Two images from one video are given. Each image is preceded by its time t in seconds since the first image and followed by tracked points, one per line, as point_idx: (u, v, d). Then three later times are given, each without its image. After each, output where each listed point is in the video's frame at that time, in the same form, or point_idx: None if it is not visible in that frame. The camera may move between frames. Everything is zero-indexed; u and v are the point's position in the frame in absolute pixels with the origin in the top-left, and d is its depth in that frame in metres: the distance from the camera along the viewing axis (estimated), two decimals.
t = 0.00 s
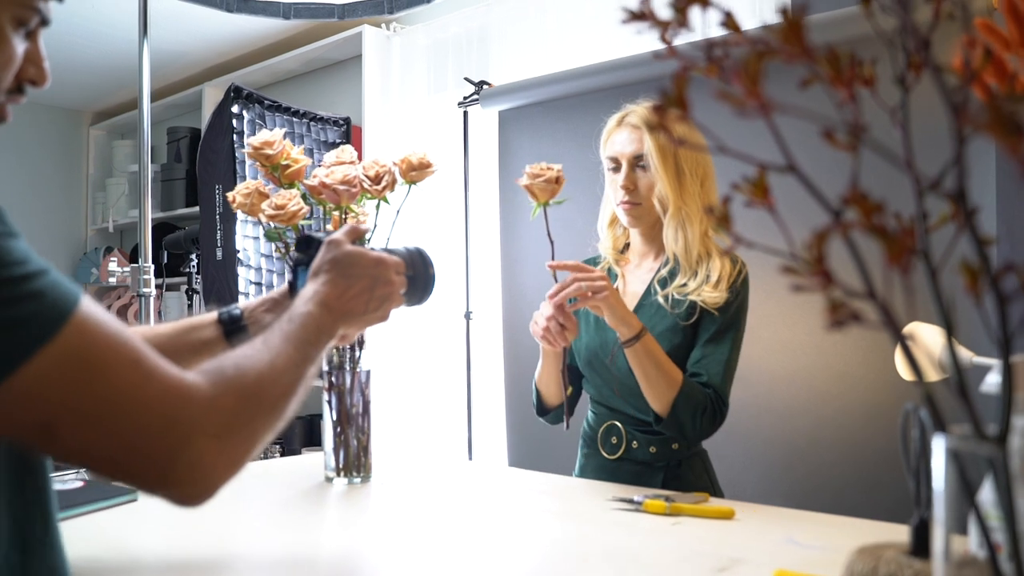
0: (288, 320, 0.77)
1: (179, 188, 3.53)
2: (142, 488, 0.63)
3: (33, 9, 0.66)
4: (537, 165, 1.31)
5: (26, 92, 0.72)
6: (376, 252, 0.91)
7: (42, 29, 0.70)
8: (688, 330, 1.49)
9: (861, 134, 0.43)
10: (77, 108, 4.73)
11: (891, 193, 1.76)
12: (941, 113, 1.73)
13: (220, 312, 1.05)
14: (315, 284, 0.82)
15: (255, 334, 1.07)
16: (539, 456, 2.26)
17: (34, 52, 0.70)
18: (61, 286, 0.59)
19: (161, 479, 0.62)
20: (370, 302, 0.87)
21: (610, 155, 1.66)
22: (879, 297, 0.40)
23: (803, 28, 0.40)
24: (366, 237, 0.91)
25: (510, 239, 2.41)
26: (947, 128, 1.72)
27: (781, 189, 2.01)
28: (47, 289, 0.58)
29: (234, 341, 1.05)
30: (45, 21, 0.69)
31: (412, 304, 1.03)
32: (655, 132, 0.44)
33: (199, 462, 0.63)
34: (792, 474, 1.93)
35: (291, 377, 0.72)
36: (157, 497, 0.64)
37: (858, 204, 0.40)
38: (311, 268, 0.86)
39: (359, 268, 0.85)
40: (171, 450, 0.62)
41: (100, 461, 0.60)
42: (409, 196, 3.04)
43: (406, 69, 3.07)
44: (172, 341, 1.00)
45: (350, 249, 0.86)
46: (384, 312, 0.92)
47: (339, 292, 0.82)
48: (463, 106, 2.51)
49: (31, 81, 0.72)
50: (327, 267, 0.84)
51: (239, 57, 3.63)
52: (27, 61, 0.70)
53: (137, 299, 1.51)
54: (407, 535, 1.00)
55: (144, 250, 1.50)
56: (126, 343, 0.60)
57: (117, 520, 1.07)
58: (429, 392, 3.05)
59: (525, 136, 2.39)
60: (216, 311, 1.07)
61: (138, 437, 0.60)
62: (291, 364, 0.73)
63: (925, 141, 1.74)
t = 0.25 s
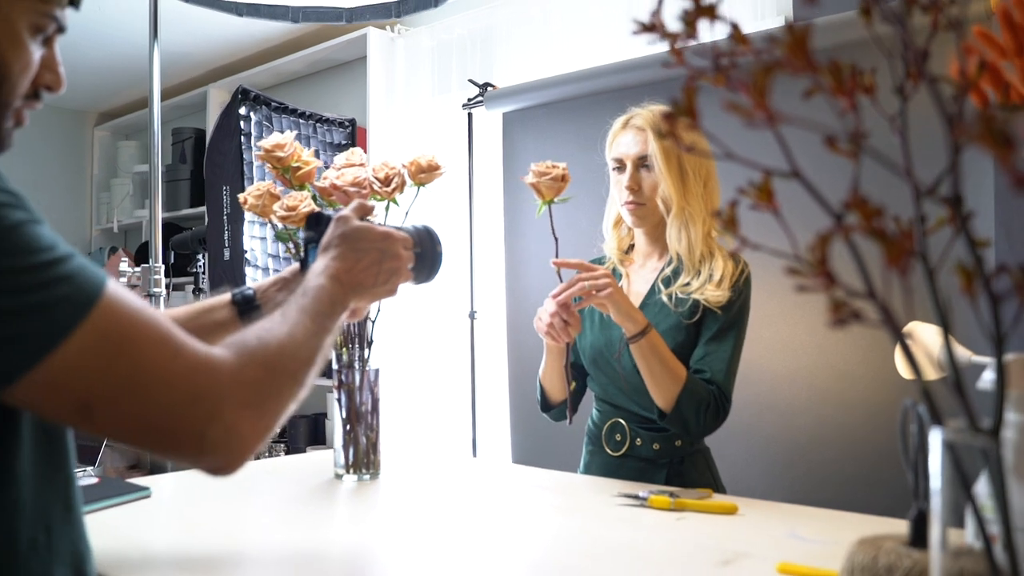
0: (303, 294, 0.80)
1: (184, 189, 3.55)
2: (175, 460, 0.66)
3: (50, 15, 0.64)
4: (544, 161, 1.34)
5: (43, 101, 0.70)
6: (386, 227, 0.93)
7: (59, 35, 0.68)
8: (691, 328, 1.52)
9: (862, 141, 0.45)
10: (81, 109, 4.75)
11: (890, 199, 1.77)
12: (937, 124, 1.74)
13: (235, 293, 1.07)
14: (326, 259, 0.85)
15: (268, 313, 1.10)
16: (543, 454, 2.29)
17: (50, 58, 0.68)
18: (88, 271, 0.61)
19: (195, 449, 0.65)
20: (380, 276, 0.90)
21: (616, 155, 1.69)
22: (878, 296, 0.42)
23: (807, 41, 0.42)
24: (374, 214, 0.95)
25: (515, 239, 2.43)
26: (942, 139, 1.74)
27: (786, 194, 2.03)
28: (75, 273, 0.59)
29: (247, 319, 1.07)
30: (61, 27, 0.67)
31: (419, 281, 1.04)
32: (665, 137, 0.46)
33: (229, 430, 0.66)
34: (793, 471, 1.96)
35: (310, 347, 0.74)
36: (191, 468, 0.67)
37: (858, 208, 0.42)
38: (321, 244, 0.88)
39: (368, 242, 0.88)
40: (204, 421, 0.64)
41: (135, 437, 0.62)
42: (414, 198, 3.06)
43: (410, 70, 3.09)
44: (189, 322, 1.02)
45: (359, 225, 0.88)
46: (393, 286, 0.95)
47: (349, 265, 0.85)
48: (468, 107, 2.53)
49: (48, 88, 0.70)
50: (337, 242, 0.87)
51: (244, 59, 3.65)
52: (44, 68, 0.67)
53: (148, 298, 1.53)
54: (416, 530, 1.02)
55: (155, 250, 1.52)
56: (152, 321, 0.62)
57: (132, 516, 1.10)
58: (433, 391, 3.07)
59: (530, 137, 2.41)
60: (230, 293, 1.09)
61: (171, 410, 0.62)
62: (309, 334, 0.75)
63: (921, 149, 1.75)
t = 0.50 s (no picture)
0: (314, 308, 0.82)
1: (189, 190, 3.58)
2: (194, 463, 0.68)
3: (74, 29, 0.66)
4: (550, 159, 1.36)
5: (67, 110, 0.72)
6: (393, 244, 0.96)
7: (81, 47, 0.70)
8: (694, 326, 1.53)
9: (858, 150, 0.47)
10: (86, 110, 4.77)
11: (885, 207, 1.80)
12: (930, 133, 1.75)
13: (243, 306, 1.10)
14: (335, 273, 0.87)
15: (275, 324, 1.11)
16: (546, 453, 2.31)
17: (75, 69, 0.70)
18: (117, 278, 0.63)
19: (213, 453, 0.67)
20: (386, 292, 0.92)
21: (620, 159, 1.72)
22: (873, 298, 0.44)
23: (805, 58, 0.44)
24: (381, 231, 0.97)
25: (518, 241, 2.46)
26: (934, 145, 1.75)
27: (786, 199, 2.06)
28: (105, 279, 0.62)
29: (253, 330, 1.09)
30: (83, 40, 0.69)
31: (422, 298, 1.06)
32: (671, 149, 0.49)
33: (247, 436, 0.68)
34: (793, 469, 1.98)
35: (323, 357, 0.77)
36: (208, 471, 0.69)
37: (854, 215, 0.45)
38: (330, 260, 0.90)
39: (376, 259, 0.90)
40: (223, 425, 0.66)
41: (157, 440, 0.64)
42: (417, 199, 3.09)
43: (414, 73, 3.12)
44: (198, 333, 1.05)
45: (367, 241, 0.90)
46: (399, 302, 0.97)
47: (358, 281, 0.87)
48: (472, 109, 2.55)
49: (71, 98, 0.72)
50: (345, 259, 0.89)
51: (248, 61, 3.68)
52: (68, 79, 0.70)
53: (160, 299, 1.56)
54: (425, 524, 1.05)
55: (166, 251, 1.54)
56: (176, 328, 0.65)
57: (146, 511, 1.12)
58: (436, 391, 3.10)
59: (533, 140, 2.44)
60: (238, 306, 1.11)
61: (193, 414, 0.65)
62: (322, 346, 0.78)
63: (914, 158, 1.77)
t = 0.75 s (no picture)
0: (323, 306, 0.86)
1: (193, 191, 3.61)
2: (212, 453, 0.71)
3: (96, 42, 0.71)
4: (550, 164, 1.39)
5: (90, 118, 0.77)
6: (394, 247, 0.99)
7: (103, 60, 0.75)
8: (692, 326, 1.56)
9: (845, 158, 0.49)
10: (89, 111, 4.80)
11: (869, 213, 1.84)
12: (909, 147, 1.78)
13: (250, 307, 1.12)
14: (342, 274, 0.90)
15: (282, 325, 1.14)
16: (547, 451, 2.34)
17: (96, 82, 0.75)
18: (140, 280, 0.66)
19: (231, 444, 0.70)
20: (390, 292, 0.96)
21: (620, 162, 1.73)
22: (858, 298, 0.47)
23: (794, 72, 0.46)
24: (385, 235, 1.00)
25: (520, 242, 2.48)
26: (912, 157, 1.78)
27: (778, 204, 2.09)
28: (130, 279, 0.65)
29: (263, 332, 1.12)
30: (106, 53, 0.74)
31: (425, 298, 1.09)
32: (668, 155, 0.51)
33: (263, 427, 0.71)
34: (791, 466, 2.01)
35: (333, 354, 0.80)
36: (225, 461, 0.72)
37: (841, 221, 0.47)
38: (336, 262, 0.94)
39: (380, 261, 0.94)
40: (242, 418, 0.69)
41: (179, 431, 0.67)
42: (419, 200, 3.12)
43: (416, 75, 3.14)
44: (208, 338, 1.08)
45: (372, 244, 0.94)
46: (400, 304, 1.00)
47: (364, 280, 0.91)
48: (473, 111, 2.58)
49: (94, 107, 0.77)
50: (351, 259, 0.92)
51: (252, 62, 3.71)
52: (91, 90, 0.74)
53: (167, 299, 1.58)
54: (429, 518, 1.08)
55: (172, 252, 1.56)
56: (198, 326, 0.67)
57: (157, 507, 1.15)
58: (438, 390, 3.12)
59: (534, 141, 2.46)
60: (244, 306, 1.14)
61: (214, 406, 0.68)
62: (332, 343, 0.81)
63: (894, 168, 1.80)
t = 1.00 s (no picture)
0: (325, 300, 0.88)
1: (196, 192, 3.63)
2: (224, 443, 0.74)
3: (108, 50, 0.76)
4: (546, 173, 1.41)
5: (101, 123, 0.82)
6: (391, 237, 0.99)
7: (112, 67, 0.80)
8: (692, 326, 1.59)
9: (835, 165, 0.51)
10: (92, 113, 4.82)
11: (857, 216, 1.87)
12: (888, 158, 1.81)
13: (253, 300, 1.15)
14: (341, 267, 0.93)
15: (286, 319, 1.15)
16: (548, 450, 2.36)
17: (107, 88, 0.80)
18: (155, 277, 0.69)
19: (243, 433, 0.73)
20: (390, 281, 0.96)
21: (619, 164, 1.75)
22: (848, 298, 0.49)
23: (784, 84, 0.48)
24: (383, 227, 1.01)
25: (521, 242, 2.51)
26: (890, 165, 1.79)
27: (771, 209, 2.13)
28: (148, 278, 0.68)
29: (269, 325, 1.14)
30: (116, 61, 0.79)
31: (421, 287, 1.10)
32: (665, 160, 0.53)
33: (273, 416, 0.74)
34: (789, 464, 2.03)
35: (337, 342, 0.83)
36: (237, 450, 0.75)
37: (831, 224, 0.49)
38: (335, 255, 0.96)
39: (378, 251, 0.95)
40: (254, 408, 0.73)
41: (193, 421, 0.70)
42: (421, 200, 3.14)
43: (417, 76, 3.16)
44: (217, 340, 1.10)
45: (370, 236, 0.95)
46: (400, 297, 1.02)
47: (364, 272, 0.93)
48: (474, 113, 2.60)
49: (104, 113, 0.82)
50: (350, 252, 0.94)
51: (254, 64, 3.73)
52: (103, 96, 0.79)
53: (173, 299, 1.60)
54: (431, 512, 1.10)
55: (179, 253, 1.58)
56: (209, 322, 0.70)
57: (165, 502, 1.17)
58: (440, 389, 3.15)
59: (535, 143, 2.48)
60: (247, 299, 1.16)
61: (227, 396, 0.71)
62: (335, 334, 0.84)
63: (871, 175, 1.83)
